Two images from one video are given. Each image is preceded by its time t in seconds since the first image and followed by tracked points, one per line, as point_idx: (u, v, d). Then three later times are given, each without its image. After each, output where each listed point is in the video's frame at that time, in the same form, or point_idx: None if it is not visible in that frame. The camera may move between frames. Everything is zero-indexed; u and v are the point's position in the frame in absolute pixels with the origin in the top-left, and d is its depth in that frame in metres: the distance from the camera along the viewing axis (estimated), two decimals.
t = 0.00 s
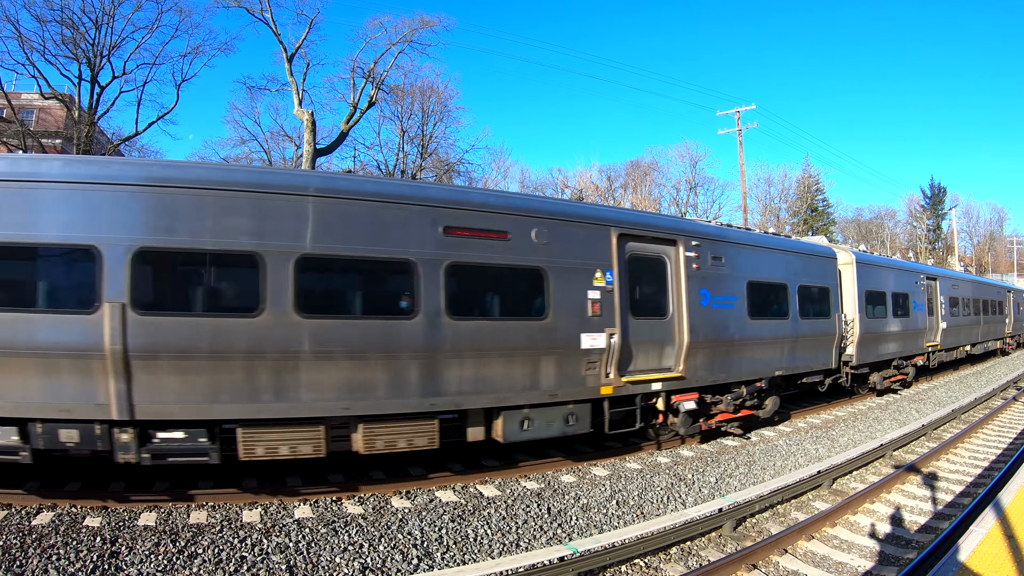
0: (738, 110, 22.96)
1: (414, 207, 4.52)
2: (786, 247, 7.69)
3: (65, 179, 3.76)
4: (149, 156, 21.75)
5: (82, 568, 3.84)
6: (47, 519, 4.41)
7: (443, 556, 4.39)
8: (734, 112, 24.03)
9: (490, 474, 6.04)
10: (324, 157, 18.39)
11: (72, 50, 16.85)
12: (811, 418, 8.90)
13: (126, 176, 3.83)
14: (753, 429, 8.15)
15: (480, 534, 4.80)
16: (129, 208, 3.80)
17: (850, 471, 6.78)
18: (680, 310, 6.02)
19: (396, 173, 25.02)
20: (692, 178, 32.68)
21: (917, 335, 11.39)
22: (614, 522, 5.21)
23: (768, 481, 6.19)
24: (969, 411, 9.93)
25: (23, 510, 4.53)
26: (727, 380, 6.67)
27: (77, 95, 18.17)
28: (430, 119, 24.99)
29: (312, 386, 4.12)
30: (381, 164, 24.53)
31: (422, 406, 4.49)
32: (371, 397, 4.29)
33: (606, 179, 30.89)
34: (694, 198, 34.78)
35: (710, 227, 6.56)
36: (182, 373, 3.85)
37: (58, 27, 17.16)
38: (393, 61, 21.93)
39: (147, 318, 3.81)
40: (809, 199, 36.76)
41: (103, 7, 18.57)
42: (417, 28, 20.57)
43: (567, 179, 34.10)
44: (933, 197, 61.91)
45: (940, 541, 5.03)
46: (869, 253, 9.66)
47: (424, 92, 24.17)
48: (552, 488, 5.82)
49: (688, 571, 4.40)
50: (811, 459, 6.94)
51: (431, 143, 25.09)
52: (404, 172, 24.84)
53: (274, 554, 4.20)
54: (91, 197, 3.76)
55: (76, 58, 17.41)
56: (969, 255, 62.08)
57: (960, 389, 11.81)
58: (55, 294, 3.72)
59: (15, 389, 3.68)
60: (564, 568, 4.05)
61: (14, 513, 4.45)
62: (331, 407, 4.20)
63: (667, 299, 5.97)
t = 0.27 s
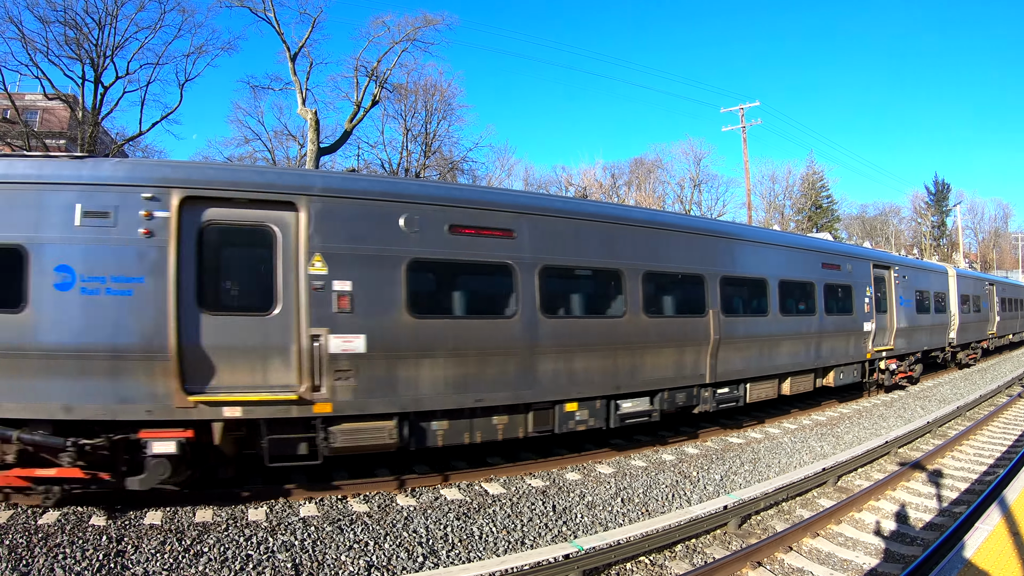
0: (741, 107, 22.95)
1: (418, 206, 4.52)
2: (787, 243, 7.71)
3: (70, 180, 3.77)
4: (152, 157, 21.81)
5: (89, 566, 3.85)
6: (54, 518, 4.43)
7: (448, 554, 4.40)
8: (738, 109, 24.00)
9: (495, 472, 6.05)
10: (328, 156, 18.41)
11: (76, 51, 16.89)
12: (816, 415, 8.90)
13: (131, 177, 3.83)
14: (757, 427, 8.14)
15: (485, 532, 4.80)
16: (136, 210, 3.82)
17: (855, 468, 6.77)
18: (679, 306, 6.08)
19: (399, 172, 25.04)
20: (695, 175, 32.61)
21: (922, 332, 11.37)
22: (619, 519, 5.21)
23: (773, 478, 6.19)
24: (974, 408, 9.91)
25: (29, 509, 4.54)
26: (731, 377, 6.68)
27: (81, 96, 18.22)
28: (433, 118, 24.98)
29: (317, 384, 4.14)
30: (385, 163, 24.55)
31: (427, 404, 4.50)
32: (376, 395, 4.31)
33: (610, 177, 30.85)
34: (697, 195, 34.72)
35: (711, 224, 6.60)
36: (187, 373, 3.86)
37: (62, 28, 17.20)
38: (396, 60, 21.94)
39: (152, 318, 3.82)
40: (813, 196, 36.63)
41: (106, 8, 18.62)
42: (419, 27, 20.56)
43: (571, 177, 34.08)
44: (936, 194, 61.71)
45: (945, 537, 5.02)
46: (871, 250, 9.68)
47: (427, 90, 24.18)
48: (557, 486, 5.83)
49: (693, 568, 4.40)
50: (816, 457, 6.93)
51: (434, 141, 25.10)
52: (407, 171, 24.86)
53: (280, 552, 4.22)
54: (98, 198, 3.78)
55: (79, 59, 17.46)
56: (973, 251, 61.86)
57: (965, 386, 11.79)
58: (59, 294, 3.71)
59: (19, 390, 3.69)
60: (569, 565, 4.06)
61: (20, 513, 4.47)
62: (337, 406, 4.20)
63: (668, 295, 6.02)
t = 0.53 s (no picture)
0: (746, 103, 22.93)
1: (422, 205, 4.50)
2: (794, 241, 7.67)
3: (72, 181, 3.76)
4: (156, 156, 21.86)
5: (95, 565, 3.87)
6: (60, 516, 4.45)
7: (453, 551, 4.41)
8: (742, 105, 23.97)
9: (500, 469, 6.05)
10: (332, 154, 18.42)
11: (79, 51, 16.91)
12: (820, 412, 8.88)
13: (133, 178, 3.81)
14: (762, 423, 8.13)
15: (490, 529, 4.81)
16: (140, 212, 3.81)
17: (860, 465, 6.75)
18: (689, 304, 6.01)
19: (403, 170, 25.04)
20: (699, 172, 32.54)
21: (928, 329, 11.33)
22: (623, 517, 5.21)
23: (777, 475, 6.18)
24: (979, 405, 9.89)
25: (35, 508, 4.56)
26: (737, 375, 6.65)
27: (85, 96, 18.25)
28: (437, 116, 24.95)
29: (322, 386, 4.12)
30: (388, 161, 24.55)
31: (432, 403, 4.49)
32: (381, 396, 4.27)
33: (614, 173, 30.82)
34: (701, 192, 34.66)
35: (717, 221, 6.56)
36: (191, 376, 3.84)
37: (65, 28, 17.22)
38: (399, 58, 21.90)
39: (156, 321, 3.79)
40: (817, 192, 36.52)
41: (110, 8, 18.63)
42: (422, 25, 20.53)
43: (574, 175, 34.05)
44: (940, 190, 61.51)
45: (951, 534, 5.00)
46: (877, 247, 9.63)
47: (430, 88, 24.15)
48: (562, 484, 5.83)
49: (698, 565, 4.40)
50: (820, 453, 6.92)
51: (437, 139, 25.08)
52: (411, 168, 24.86)
53: (285, 550, 4.23)
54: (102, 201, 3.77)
55: (82, 59, 17.48)
56: (978, 248, 61.67)
57: (971, 382, 11.76)
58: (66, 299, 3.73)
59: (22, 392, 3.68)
60: (574, 562, 4.06)
61: (26, 512, 4.48)
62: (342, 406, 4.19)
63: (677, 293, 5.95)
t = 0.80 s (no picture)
0: (748, 99, 22.92)
1: (424, 204, 4.49)
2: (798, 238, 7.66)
3: (73, 183, 3.75)
4: (159, 156, 21.90)
5: (100, 565, 3.88)
6: (64, 516, 4.47)
7: (458, 549, 4.41)
8: (744, 102, 23.95)
9: (505, 467, 6.06)
10: (334, 153, 18.43)
11: (80, 52, 16.93)
12: (824, 409, 8.88)
13: (134, 179, 3.80)
14: (765, 420, 8.13)
15: (494, 527, 4.81)
16: (144, 211, 3.80)
17: (864, 461, 6.74)
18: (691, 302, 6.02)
19: (405, 169, 25.05)
20: (702, 168, 32.48)
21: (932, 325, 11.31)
22: (628, 514, 5.21)
23: (781, 472, 6.17)
24: (983, 401, 9.88)
25: (39, 508, 4.57)
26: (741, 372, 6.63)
27: (87, 97, 18.27)
28: (439, 114, 24.94)
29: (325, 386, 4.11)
30: (391, 159, 24.58)
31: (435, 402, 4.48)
32: (385, 396, 4.27)
33: (616, 171, 30.80)
34: (704, 189, 34.66)
35: (720, 219, 6.55)
36: (194, 376, 3.83)
37: (67, 29, 17.25)
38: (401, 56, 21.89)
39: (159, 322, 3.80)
40: (820, 188, 36.44)
41: (111, 8, 18.65)
42: (423, 23, 20.50)
43: (577, 172, 34.06)
44: (943, 186, 61.33)
45: (955, 530, 4.99)
46: (879, 244, 9.62)
47: (432, 86, 24.14)
48: (566, 481, 5.83)
49: (702, 562, 4.39)
50: (824, 450, 6.91)
51: (439, 137, 25.07)
52: (413, 167, 24.87)
53: (290, 549, 4.23)
54: (106, 201, 3.76)
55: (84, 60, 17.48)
56: (981, 244, 61.54)
57: (974, 378, 11.74)
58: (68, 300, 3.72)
59: (25, 394, 3.68)
60: (579, 560, 4.06)
61: (30, 512, 4.49)
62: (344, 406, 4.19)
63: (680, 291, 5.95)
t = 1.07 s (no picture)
0: (750, 96, 22.90)
1: (426, 203, 4.49)
2: (802, 236, 7.65)
3: (76, 184, 3.76)
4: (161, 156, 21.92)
5: (104, 564, 3.88)
6: (68, 516, 4.47)
7: (461, 548, 4.41)
8: (746, 99, 23.95)
9: (508, 465, 6.06)
10: (336, 152, 18.42)
11: (82, 52, 16.94)
12: (827, 406, 8.87)
13: (136, 180, 3.81)
14: (768, 418, 8.12)
15: (498, 526, 4.81)
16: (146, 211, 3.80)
17: (867, 459, 6.74)
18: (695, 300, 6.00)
19: (407, 168, 25.05)
20: (704, 166, 32.43)
21: (935, 322, 11.29)
22: (631, 512, 5.21)
23: (785, 470, 6.17)
24: (986, 398, 9.86)
25: (43, 509, 4.58)
26: (744, 370, 6.62)
27: (89, 97, 18.26)
28: (441, 113, 24.93)
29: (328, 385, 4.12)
30: (393, 158, 24.59)
31: (438, 401, 4.48)
32: (388, 395, 4.28)
33: (618, 169, 30.79)
34: (706, 186, 34.63)
35: (725, 217, 6.54)
36: (196, 377, 3.84)
37: (68, 30, 17.26)
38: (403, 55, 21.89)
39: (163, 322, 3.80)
40: (823, 185, 36.38)
41: (112, 9, 18.66)
42: (425, 22, 20.50)
43: (579, 170, 34.03)
44: (946, 183, 61.19)
45: (959, 527, 4.98)
46: (882, 242, 9.60)
47: (434, 85, 24.13)
48: (569, 479, 5.83)
49: (706, 560, 4.39)
50: (828, 448, 6.90)
51: (442, 136, 25.06)
52: (415, 165, 24.86)
53: (293, 548, 4.23)
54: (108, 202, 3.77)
55: (86, 60, 17.46)
56: (984, 241, 61.40)
57: (977, 375, 11.74)
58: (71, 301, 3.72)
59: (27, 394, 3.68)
60: (583, 558, 4.06)
61: (34, 512, 4.50)
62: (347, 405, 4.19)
63: (683, 289, 5.94)
